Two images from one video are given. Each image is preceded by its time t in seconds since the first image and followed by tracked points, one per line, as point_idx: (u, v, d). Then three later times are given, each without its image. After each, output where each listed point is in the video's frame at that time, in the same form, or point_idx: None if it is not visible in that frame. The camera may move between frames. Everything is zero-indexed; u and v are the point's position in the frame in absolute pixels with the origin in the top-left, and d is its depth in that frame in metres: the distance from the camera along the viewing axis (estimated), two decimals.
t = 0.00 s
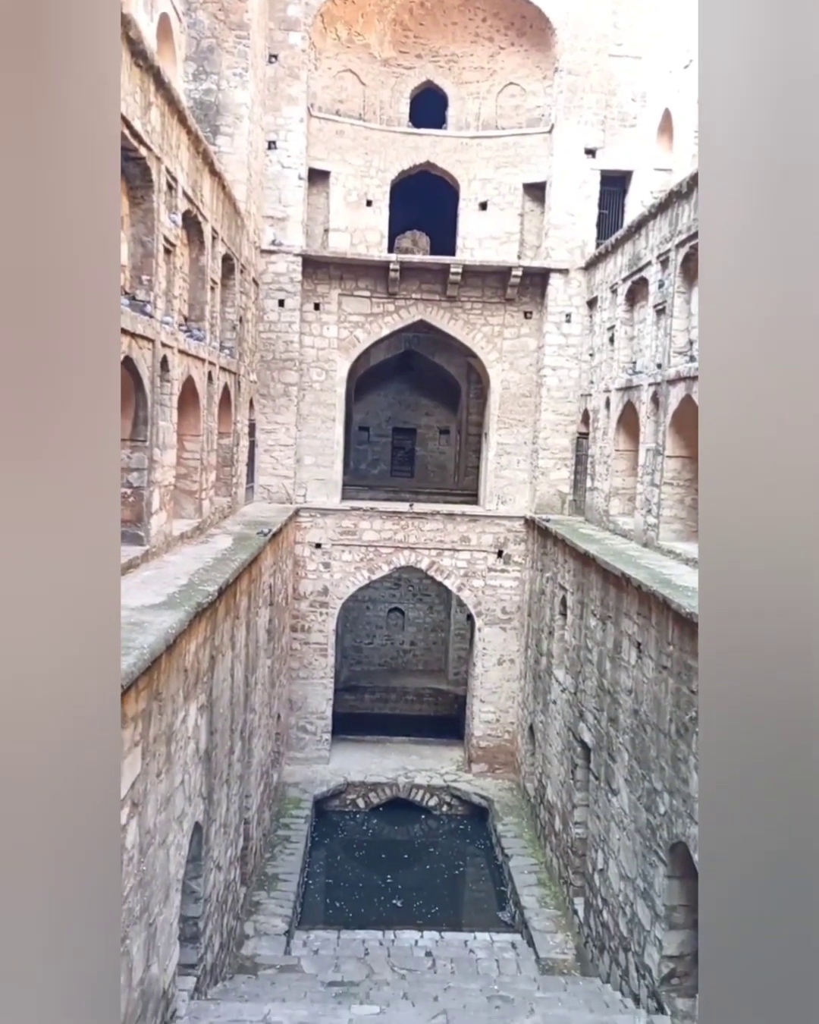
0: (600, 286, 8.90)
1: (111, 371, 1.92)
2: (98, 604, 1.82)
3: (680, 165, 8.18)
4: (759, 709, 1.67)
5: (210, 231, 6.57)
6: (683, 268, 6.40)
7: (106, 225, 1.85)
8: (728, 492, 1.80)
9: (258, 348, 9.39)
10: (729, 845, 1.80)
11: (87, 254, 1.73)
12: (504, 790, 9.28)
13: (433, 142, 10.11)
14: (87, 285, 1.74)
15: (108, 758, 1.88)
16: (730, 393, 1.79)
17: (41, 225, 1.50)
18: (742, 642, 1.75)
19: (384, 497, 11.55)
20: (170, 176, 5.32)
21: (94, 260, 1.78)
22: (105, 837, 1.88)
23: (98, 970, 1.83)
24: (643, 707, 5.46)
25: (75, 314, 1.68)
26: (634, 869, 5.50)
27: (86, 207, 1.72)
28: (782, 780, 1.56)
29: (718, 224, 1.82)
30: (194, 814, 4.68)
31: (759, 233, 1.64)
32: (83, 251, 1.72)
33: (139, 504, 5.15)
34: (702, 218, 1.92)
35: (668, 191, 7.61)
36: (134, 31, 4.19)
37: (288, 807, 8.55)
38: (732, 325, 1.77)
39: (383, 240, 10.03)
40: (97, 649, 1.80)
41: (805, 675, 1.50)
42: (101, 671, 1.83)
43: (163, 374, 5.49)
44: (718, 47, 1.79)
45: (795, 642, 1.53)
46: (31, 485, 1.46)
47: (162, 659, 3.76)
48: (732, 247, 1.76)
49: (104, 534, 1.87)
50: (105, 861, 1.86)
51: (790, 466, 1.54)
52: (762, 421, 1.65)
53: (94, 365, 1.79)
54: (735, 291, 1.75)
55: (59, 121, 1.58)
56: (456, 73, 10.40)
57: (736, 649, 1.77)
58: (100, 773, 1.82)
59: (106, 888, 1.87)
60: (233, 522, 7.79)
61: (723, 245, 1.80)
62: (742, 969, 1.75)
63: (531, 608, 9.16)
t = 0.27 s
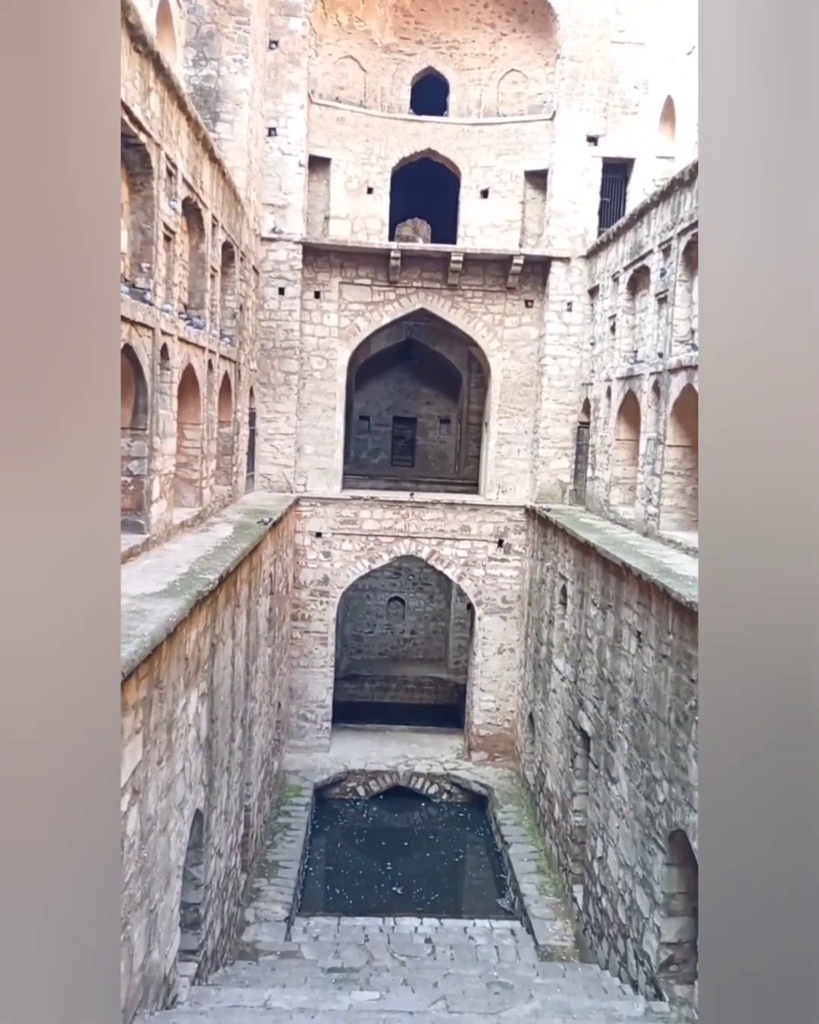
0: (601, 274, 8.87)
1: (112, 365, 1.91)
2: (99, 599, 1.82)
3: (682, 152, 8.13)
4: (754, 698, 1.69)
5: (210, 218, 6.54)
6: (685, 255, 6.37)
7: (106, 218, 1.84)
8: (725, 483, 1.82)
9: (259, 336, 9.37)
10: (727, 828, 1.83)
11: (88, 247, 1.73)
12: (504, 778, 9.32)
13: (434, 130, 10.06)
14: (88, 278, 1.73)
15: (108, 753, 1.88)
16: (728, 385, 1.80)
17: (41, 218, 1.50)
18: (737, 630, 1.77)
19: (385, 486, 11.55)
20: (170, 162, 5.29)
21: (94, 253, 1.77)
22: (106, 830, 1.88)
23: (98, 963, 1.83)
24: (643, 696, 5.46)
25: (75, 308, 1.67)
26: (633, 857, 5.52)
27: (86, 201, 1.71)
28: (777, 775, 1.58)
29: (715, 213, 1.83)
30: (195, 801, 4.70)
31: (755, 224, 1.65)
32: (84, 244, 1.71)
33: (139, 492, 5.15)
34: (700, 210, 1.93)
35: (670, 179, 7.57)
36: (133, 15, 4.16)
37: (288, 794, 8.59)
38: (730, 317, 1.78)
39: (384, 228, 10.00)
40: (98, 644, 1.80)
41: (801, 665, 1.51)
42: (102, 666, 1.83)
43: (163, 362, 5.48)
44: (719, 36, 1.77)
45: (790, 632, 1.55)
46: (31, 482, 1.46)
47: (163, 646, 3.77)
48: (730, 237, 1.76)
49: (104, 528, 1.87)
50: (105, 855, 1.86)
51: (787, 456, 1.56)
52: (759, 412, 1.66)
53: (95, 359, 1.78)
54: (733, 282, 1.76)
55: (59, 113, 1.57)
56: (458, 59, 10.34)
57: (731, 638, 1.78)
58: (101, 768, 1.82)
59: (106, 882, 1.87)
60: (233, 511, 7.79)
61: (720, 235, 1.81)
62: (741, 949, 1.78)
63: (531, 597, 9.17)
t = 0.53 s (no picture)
0: (603, 262, 8.83)
1: (112, 357, 1.89)
2: (98, 592, 1.81)
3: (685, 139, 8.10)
4: (745, 720, 1.50)
5: (210, 204, 6.51)
6: (688, 243, 6.36)
7: (103, 206, 1.82)
8: (715, 483, 1.63)
9: (259, 323, 9.34)
10: (712, 870, 1.63)
11: (87, 238, 1.71)
12: (504, 765, 9.34)
13: (436, 115, 10.00)
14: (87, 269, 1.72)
15: (107, 747, 1.87)
16: (719, 373, 1.62)
17: (38, 207, 1.48)
18: (726, 645, 1.59)
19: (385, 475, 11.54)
20: (170, 148, 5.27)
21: (93, 242, 1.75)
22: (106, 824, 1.87)
23: (100, 955, 1.83)
24: (643, 683, 5.48)
25: (74, 297, 1.65)
26: (632, 844, 5.54)
27: (83, 189, 1.69)
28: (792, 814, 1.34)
29: (714, 184, 1.61)
30: (196, 788, 4.71)
31: (750, 194, 1.48)
32: (82, 234, 1.69)
33: (139, 480, 5.15)
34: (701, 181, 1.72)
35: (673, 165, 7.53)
36: None
37: (288, 782, 8.62)
38: (721, 297, 1.60)
39: (385, 215, 9.95)
40: (96, 638, 1.79)
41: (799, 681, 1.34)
42: (102, 658, 1.82)
43: (163, 348, 5.46)
44: None
45: (787, 645, 1.37)
46: (29, 473, 1.45)
47: (164, 633, 3.77)
48: (721, 211, 1.59)
49: (102, 521, 1.85)
50: (105, 849, 1.85)
51: (788, 447, 1.38)
52: (757, 400, 1.48)
53: (94, 350, 1.77)
54: (725, 260, 1.58)
55: (56, 100, 1.55)
56: (459, 44, 10.28)
57: (719, 654, 1.61)
58: (100, 762, 1.81)
59: (105, 876, 1.86)
60: (234, 499, 7.79)
61: (711, 210, 1.64)
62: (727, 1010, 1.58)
63: (531, 586, 9.17)
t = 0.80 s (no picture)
0: (604, 251, 8.81)
1: (113, 349, 1.87)
2: (99, 591, 1.79)
3: (687, 127, 8.06)
4: (748, 723, 1.48)
5: (210, 192, 6.49)
6: (689, 232, 6.33)
7: (105, 202, 1.80)
8: (714, 483, 1.61)
9: (259, 312, 9.32)
10: (717, 876, 1.61)
11: (87, 235, 1.69)
12: (503, 755, 9.37)
13: (436, 103, 9.95)
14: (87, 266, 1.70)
15: (108, 743, 1.87)
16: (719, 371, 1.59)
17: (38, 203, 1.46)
18: (728, 648, 1.57)
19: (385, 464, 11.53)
20: (169, 135, 5.24)
21: (94, 239, 1.73)
22: (106, 821, 1.87)
23: (100, 951, 1.83)
24: (642, 673, 5.49)
25: (74, 292, 1.64)
26: (631, 833, 5.56)
27: (84, 185, 1.67)
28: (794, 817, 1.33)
29: (714, 175, 1.58)
30: (196, 776, 4.73)
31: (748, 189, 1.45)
32: (83, 231, 1.67)
33: (139, 469, 5.14)
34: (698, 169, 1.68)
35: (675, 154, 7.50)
36: None
37: (288, 770, 8.64)
38: (720, 295, 1.58)
39: (385, 203, 9.91)
40: (97, 638, 1.78)
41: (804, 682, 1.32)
42: (103, 658, 1.81)
43: (163, 337, 5.45)
44: None
45: (791, 647, 1.35)
46: (28, 472, 1.44)
47: (164, 622, 3.78)
48: (718, 208, 1.57)
49: (103, 520, 1.83)
50: (106, 846, 1.85)
51: (791, 445, 1.36)
52: (758, 397, 1.45)
53: (96, 348, 1.75)
54: (724, 258, 1.56)
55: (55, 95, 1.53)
56: (460, 31, 10.22)
57: (721, 657, 1.59)
58: (101, 760, 1.81)
59: (106, 872, 1.86)
60: (234, 488, 7.78)
61: (708, 208, 1.62)
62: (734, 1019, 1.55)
63: (530, 576, 9.18)
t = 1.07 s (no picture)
0: (604, 240, 8.78)
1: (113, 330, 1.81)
2: (99, 594, 1.77)
3: (687, 116, 8.03)
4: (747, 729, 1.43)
5: (208, 180, 6.46)
6: (689, 221, 6.32)
7: (109, 190, 1.76)
8: (714, 484, 1.56)
9: (258, 300, 9.29)
10: (716, 893, 1.55)
11: (94, 231, 1.67)
12: (501, 744, 9.39)
13: (436, 90, 9.90)
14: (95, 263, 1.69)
15: (107, 744, 1.85)
16: (719, 368, 1.54)
17: (45, 196, 1.45)
18: (724, 653, 1.52)
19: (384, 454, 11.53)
20: (167, 122, 5.22)
21: (105, 237, 1.72)
22: (106, 822, 1.85)
23: (97, 952, 1.82)
24: (640, 662, 5.50)
25: (72, 270, 1.57)
26: (628, 821, 5.59)
27: (93, 183, 1.66)
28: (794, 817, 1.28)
29: (721, 145, 1.50)
30: (195, 764, 4.74)
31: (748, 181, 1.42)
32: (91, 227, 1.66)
33: (138, 458, 5.14)
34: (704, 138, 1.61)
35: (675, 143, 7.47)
36: None
37: (287, 759, 8.66)
38: (721, 291, 1.53)
39: (384, 192, 9.87)
40: (95, 639, 1.75)
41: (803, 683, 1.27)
42: (103, 659, 1.80)
43: (161, 325, 5.43)
44: None
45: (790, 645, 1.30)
46: (21, 464, 1.40)
47: (162, 611, 3.78)
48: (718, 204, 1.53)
49: (102, 519, 1.81)
50: (105, 845, 1.84)
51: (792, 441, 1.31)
52: (761, 391, 1.40)
53: (101, 346, 1.73)
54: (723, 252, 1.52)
55: (68, 90, 1.52)
56: (460, 18, 10.17)
57: (717, 662, 1.54)
58: (99, 761, 1.79)
59: (98, 867, 1.81)
60: (232, 478, 7.78)
61: (709, 204, 1.58)
62: None
63: (529, 565, 9.19)
